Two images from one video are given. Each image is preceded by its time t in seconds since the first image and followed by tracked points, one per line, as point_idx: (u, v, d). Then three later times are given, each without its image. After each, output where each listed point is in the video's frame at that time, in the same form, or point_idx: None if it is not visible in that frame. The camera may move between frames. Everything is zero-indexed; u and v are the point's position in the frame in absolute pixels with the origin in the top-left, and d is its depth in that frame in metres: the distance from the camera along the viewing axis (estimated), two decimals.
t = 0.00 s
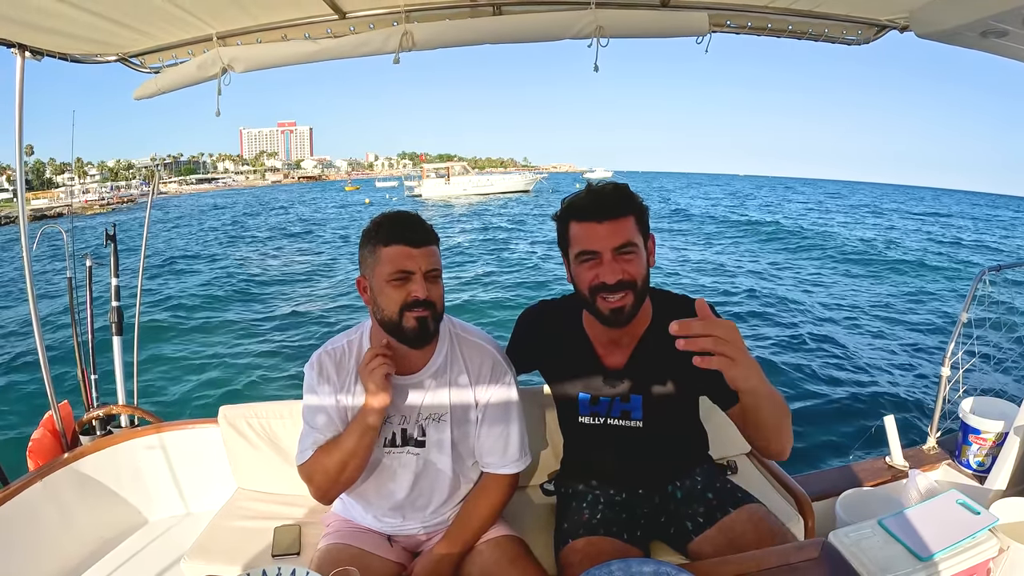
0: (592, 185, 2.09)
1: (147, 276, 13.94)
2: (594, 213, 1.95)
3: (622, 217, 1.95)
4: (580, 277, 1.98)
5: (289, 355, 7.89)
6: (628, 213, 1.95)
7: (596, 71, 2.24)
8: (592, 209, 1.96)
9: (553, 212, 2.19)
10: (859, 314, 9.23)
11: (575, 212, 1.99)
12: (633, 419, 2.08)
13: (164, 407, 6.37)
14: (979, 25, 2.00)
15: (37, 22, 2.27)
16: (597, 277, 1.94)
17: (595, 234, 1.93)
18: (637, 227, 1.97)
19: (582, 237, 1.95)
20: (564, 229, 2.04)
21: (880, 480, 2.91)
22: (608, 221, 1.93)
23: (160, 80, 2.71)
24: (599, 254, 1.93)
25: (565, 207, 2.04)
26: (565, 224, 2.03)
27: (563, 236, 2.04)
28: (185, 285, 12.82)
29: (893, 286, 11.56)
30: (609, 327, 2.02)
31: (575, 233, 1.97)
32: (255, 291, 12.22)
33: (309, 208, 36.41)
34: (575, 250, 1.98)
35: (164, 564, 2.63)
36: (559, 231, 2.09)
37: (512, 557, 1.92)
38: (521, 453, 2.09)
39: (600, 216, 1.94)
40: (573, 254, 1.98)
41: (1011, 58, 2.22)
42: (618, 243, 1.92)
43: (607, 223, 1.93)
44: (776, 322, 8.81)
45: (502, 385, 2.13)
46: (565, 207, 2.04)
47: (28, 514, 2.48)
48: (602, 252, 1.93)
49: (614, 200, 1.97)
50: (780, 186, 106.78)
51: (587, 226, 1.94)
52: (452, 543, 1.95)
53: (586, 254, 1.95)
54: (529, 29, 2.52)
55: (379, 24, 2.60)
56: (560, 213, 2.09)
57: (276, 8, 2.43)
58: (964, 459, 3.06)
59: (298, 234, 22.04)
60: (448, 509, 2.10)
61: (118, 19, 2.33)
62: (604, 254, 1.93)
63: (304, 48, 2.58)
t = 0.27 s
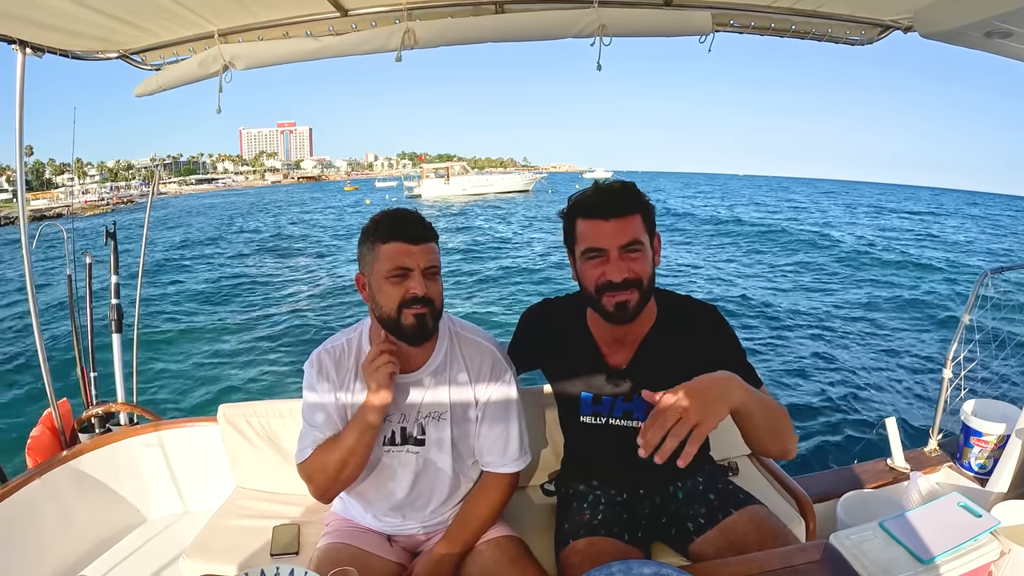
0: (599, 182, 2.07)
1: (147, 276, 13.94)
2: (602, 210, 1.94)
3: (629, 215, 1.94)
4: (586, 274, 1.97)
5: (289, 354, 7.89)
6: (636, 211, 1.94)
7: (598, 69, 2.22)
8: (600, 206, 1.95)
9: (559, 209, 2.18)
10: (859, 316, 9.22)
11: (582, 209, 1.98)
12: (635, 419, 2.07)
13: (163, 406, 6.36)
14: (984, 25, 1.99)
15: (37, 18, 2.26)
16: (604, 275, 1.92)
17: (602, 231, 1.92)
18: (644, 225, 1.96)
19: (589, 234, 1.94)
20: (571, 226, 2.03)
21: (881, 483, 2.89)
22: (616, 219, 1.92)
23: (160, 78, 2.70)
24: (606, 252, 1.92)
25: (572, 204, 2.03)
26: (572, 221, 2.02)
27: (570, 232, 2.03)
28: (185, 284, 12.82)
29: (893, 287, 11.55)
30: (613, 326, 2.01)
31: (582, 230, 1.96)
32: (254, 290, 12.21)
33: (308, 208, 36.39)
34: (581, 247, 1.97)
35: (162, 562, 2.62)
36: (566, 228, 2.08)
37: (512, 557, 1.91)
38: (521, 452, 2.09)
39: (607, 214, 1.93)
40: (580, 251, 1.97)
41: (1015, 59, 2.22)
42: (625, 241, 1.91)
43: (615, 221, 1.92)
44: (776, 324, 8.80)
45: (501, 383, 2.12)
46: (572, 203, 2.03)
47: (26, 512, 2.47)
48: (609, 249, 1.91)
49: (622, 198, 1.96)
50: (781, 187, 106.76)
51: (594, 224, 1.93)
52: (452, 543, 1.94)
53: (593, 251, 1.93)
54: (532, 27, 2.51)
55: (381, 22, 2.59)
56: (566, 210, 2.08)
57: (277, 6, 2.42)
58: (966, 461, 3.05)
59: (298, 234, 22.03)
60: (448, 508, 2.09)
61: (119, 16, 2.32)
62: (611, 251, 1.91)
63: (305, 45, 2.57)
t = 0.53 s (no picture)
0: (620, 177, 2.07)
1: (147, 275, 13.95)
2: (624, 207, 1.94)
3: (651, 212, 1.93)
4: (603, 270, 1.97)
5: (288, 352, 7.89)
6: (657, 209, 1.94)
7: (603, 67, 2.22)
8: (621, 202, 1.94)
9: (578, 202, 2.16)
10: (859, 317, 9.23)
11: (603, 203, 1.96)
12: (641, 413, 2.08)
13: (162, 402, 6.37)
14: (990, 28, 1.98)
15: (41, 9, 2.24)
16: (622, 272, 1.93)
17: (622, 228, 1.92)
18: (664, 224, 1.96)
19: (609, 229, 1.93)
20: (588, 220, 2.02)
21: (881, 483, 2.90)
22: (637, 216, 1.92)
23: (164, 71, 2.70)
24: (625, 249, 1.92)
25: (591, 197, 2.02)
26: (589, 216, 2.01)
27: (587, 226, 2.02)
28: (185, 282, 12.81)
29: (892, 288, 11.56)
30: (624, 323, 2.01)
31: (602, 225, 1.95)
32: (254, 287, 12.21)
33: (308, 206, 36.38)
34: (599, 242, 1.96)
35: (161, 556, 2.62)
36: (583, 221, 2.07)
37: (514, 554, 1.91)
38: (523, 449, 2.09)
39: (629, 210, 1.93)
40: (598, 246, 1.97)
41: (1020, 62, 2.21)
42: (646, 239, 1.92)
43: (636, 218, 1.92)
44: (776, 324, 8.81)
45: (505, 380, 2.13)
46: (591, 197, 2.02)
47: (26, 504, 2.47)
48: (629, 247, 1.92)
49: (645, 195, 1.95)
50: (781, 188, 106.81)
51: (614, 220, 1.93)
52: (453, 539, 1.94)
53: (612, 247, 1.93)
54: (537, 24, 2.50)
55: (387, 16, 2.57)
56: (585, 203, 2.07)
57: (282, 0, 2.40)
58: (965, 463, 3.05)
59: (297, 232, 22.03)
60: (450, 504, 2.09)
61: (124, 8, 2.31)
62: (631, 248, 1.92)
63: (309, 39, 2.57)
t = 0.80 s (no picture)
0: (617, 173, 2.07)
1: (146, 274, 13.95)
2: (621, 202, 1.94)
3: (647, 207, 1.94)
4: (600, 265, 1.97)
5: (287, 350, 7.91)
6: (653, 204, 1.94)
7: (604, 62, 2.24)
8: (617, 197, 1.94)
9: (575, 199, 2.18)
10: (857, 317, 9.24)
11: (600, 199, 1.97)
12: (640, 411, 2.08)
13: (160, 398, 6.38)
14: (991, 30, 1.98)
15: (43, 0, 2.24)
16: (618, 267, 1.93)
17: (619, 223, 1.92)
18: (660, 219, 1.96)
19: (606, 224, 1.94)
20: (586, 216, 2.03)
21: (878, 483, 2.91)
22: (634, 210, 1.92)
23: (166, 63, 2.70)
24: (621, 244, 1.92)
25: (589, 193, 2.03)
26: (587, 211, 2.02)
27: (585, 223, 2.03)
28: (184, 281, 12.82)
29: (891, 289, 11.57)
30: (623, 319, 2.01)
31: (599, 221, 1.96)
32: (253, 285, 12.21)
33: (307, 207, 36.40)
34: (597, 237, 1.96)
35: (160, 548, 2.63)
36: (581, 217, 2.08)
37: (512, 548, 1.91)
38: (523, 444, 2.09)
39: (626, 205, 1.93)
40: (595, 241, 1.97)
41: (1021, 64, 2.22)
42: (642, 233, 1.92)
43: (634, 212, 1.92)
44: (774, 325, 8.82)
45: (505, 375, 2.13)
46: (589, 192, 2.03)
47: (25, 495, 2.47)
48: (625, 242, 1.92)
49: (640, 190, 1.96)
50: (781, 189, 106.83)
51: (611, 215, 1.93)
52: (451, 534, 1.95)
53: (609, 242, 1.93)
54: (540, 21, 2.51)
55: (389, 11, 2.57)
56: (583, 199, 2.08)
57: None
58: (961, 464, 3.06)
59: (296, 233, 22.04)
60: (448, 498, 2.09)
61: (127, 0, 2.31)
62: (627, 243, 1.92)
63: (312, 32, 2.57)
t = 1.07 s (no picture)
0: (618, 174, 2.08)
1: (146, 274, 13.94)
2: (621, 203, 1.95)
3: (646, 210, 1.95)
4: (598, 266, 1.98)
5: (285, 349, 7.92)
6: (653, 207, 1.95)
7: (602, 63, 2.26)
8: (618, 198, 1.95)
9: (575, 199, 2.18)
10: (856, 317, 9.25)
11: (600, 200, 1.98)
12: (634, 420, 2.09)
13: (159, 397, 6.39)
14: (988, 32, 1.99)
15: None
16: (616, 268, 1.94)
17: (618, 224, 1.93)
18: (659, 221, 1.96)
19: (606, 224, 1.94)
20: (585, 217, 2.03)
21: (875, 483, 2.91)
22: (633, 212, 1.93)
23: (166, 61, 2.70)
24: (620, 245, 1.93)
25: (589, 193, 2.04)
26: (587, 211, 2.03)
27: (584, 223, 2.04)
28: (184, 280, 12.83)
29: (890, 289, 11.58)
30: (619, 320, 2.02)
31: (598, 221, 1.96)
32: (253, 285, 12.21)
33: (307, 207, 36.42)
34: (595, 238, 1.97)
35: (159, 544, 2.64)
36: (580, 217, 2.08)
37: (508, 545, 1.92)
38: (521, 443, 2.10)
39: (625, 206, 1.94)
40: (593, 242, 1.98)
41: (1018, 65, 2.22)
42: (641, 235, 1.92)
43: (633, 214, 1.93)
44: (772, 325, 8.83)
45: (503, 374, 2.14)
46: (589, 192, 2.04)
47: (24, 491, 2.48)
48: (624, 243, 1.93)
49: (641, 192, 1.96)
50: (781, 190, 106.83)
51: (611, 216, 1.94)
52: (448, 531, 1.95)
53: (607, 242, 1.94)
54: (538, 21, 2.52)
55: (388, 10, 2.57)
56: (583, 200, 2.09)
57: None
58: (957, 465, 3.07)
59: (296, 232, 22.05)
60: (446, 496, 2.10)
61: None
62: (625, 244, 1.93)
63: (312, 31, 2.58)
